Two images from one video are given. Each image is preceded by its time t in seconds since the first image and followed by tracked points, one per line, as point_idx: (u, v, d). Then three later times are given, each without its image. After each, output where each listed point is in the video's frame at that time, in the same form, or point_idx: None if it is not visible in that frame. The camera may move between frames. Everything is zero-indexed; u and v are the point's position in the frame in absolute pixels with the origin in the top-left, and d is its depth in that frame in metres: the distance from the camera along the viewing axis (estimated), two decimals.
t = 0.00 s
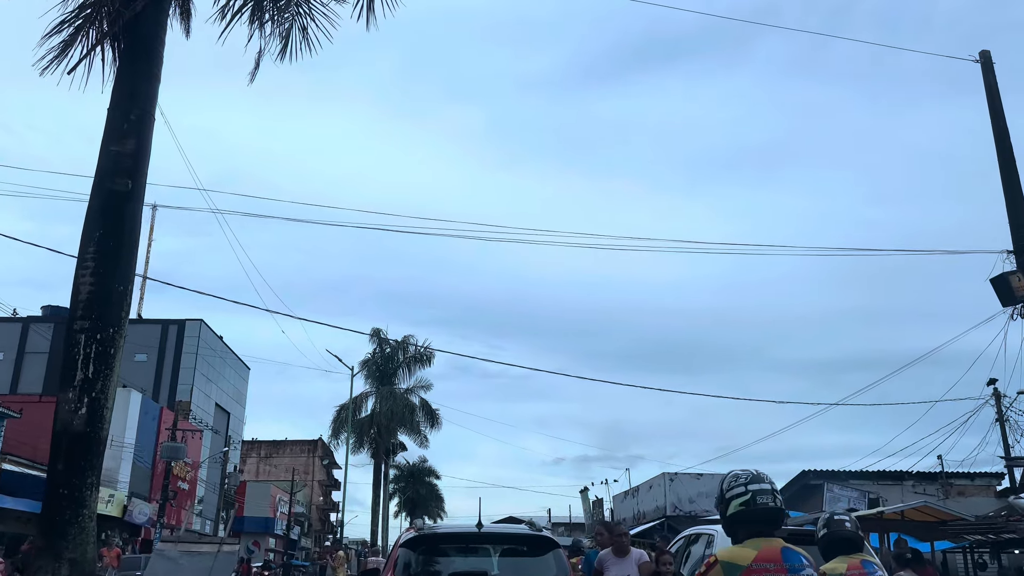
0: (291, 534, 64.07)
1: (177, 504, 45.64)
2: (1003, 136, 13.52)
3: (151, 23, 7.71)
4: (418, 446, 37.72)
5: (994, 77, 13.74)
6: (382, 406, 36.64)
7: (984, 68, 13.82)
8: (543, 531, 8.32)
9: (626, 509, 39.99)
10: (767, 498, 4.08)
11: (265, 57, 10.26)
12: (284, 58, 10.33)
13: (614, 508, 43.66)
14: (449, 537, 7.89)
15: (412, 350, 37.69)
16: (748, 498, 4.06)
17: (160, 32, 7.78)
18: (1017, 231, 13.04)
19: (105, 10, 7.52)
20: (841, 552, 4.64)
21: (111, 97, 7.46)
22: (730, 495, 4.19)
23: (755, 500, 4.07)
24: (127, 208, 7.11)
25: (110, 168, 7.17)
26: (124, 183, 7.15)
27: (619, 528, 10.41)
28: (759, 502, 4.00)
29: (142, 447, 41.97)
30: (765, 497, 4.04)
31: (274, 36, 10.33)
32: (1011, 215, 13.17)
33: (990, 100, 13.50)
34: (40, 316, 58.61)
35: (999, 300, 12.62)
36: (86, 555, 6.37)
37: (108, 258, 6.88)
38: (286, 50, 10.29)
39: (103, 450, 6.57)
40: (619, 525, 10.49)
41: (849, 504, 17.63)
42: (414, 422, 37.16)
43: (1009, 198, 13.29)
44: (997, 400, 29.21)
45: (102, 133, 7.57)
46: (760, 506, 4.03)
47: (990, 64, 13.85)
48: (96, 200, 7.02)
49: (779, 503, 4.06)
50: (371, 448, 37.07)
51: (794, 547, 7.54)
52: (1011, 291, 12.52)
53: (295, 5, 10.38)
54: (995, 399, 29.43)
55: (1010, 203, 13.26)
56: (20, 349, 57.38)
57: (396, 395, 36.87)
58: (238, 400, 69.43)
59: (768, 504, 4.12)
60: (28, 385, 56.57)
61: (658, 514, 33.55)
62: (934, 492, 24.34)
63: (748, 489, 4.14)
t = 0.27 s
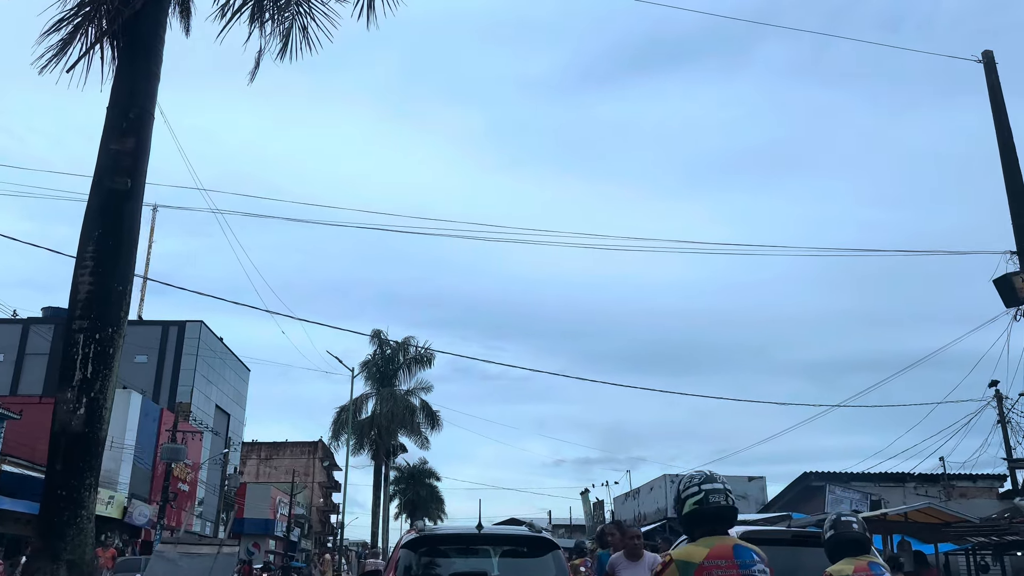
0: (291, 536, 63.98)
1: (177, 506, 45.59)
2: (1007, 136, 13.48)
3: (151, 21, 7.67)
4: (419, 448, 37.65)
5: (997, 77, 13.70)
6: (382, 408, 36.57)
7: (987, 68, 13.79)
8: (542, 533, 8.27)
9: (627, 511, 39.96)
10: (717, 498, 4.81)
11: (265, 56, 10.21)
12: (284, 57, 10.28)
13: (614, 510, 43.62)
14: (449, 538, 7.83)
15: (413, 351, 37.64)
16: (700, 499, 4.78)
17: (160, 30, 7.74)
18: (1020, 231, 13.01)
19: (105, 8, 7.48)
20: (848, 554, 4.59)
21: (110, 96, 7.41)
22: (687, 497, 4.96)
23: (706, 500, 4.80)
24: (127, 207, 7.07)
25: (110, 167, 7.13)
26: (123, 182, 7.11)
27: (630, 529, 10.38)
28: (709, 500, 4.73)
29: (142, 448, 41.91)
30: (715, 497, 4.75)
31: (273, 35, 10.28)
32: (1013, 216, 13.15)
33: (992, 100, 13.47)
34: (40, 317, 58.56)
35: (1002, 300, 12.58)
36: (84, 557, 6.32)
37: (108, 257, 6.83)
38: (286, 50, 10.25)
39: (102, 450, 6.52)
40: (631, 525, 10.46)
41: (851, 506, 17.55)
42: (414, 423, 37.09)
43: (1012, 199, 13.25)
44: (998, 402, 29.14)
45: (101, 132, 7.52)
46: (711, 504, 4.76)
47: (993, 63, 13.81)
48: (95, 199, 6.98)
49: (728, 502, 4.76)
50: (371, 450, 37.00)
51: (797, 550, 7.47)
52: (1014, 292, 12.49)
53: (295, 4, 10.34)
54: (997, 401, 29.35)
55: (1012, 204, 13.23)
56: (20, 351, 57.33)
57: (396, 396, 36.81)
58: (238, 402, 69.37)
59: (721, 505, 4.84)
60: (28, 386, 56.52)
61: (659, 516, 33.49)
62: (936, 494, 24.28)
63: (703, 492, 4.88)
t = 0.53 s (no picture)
0: (291, 537, 63.90)
1: (177, 507, 45.54)
2: (1010, 136, 13.43)
3: (150, 19, 7.63)
4: (419, 449, 37.59)
5: (999, 77, 13.66)
6: (383, 409, 36.52)
7: (989, 67, 13.75)
8: (541, 533, 8.22)
9: (627, 512, 39.93)
10: (686, 500, 5.19)
11: (264, 55, 10.15)
12: (283, 57, 10.22)
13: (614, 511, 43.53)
14: (449, 539, 7.78)
15: (413, 353, 37.60)
16: (671, 500, 5.15)
17: (159, 28, 7.69)
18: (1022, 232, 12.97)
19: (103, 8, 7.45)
20: (854, 555, 4.54)
21: (108, 94, 7.36)
22: (659, 502, 5.30)
23: (677, 501, 5.16)
24: (125, 206, 7.03)
25: (108, 166, 7.08)
26: (121, 181, 7.06)
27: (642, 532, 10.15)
28: (679, 500, 5.10)
29: (142, 450, 41.86)
30: (684, 498, 5.13)
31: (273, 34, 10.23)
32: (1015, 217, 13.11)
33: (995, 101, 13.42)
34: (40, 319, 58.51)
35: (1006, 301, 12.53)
36: (83, 559, 6.27)
37: (106, 256, 6.79)
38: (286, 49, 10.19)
39: (100, 452, 6.48)
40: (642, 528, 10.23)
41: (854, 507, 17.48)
42: (415, 424, 37.03)
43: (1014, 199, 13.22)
44: (1000, 403, 29.06)
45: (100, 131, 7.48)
46: (681, 504, 5.13)
47: (995, 63, 13.76)
48: (93, 197, 6.93)
49: (697, 503, 5.14)
50: (371, 451, 36.94)
51: (801, 551, 7.41)
52: (1018, 292, 12.43)
53: (295, 3, 10.29)
54: (999, 403, 29.26)
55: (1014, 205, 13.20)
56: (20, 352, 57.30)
57: (397, 397, 36.75)
58: (238, 403, 69.30)
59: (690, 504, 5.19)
60: (28, 387, 56.48)
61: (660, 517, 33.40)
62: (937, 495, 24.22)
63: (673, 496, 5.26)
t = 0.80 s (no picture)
0: (291, 539, 63.81)
1: (177, 509, 45.47)
2: (1012, 136, 13.37)
3: (148, 18, 7.59)
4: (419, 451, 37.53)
5: (1000, 76, 13.60)
6: (383, 411, 36.48)
7: (990, 66, 13.69)
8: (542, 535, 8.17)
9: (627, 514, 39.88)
10: (673, 506, 6.14)
11: (263, 56, 10.11)
12: (282, 57, 10.17)
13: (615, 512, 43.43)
14: (449, 541, 7.74)
15: (413, 354, 37.56)
16: (658, 506, 6.11)
17: (157, 28, 7.65)
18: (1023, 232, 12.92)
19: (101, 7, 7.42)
20: (859, 558, 4.49)
21: (107, 94, 7.32)
22: (649, 510, 6.26)
23: (663, 507, 6.12)
24: (123, 205, 6.98)
25: (106, 166, 7.04)
26: (119, 181, 7.01)
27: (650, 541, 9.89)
28: (665, 506, 6.04)
29: (142, 452, 41.81)
30: (671, 504, 6.04)
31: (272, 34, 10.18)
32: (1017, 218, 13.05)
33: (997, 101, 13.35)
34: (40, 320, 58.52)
35: (1008, 302, 12.49)
36: (80, 562, 6.22)
37: (105, 256, 6.75)
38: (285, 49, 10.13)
39: (98, 453, 6.44)
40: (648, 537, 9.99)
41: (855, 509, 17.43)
42: (415, 426, 36.98)
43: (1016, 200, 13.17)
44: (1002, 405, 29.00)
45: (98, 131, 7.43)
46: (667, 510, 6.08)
47: (997, 62, 13.71)
48: (91, 198, 6.88)
49: (682, 509, 6.03)
50: (371, 453, 36.89)
51: (803, 553, 7.36)
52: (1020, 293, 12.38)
53: (293, 3, 10.24)
54: (1000, 405, 29.20)
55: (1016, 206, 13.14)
56: (20, 354, 57.29)
57: (396, 399, 36.71)
58: (238, 405, 69.20)
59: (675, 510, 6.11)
60: (28, 390, 56.46)
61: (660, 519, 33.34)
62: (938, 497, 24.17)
63: (660, 504, 6.23)
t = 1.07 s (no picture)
0: (291, 542, 63.70)
1: (177, 512, 45.35)
2: (1013, 137, 13.34)
3: (146, 18, 7.55)
4: (419, 453, 37.45)
5: (1002, 77, 13.57)
6: (382, 413, 36.41)
7: (991, 67, 13.66)
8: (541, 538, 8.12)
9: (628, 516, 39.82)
10: (660, 509, 5.72)
11: (262, 56, 10.06)
12: (282, 57, 10.13)
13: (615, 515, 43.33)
14: (449, 544, 7.70)
15: (413, 356, 37.51)
16: (647, 510, 5.68)
17: (155, 27, 7.61)
18: None
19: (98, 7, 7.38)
20: (863, 561, 4.44)
21: (105, 93, 7.28)
22: (636, 512, 5.81)
23: (652, 510, 5.70)
24: (121, 206, 6.94)
25: (104, 166, 6.99)
26: (117, 182, 6.97)
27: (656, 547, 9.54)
28: (654, 510, 5.63)
29: (141, 454, 41.71)
30: (660, 507, 5.65)
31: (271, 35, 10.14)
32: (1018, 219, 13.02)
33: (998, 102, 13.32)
34: (39, 323, 58.47)
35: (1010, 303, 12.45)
36: (77, 565, 6.17)
37: (103, 256, 6.71)
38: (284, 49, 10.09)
39: (95, 455, 6.38)
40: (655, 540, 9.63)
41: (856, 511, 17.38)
42: (415, 428, 36.91)
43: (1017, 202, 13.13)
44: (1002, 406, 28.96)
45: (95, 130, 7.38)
46: (656, 513, 5.68)
47: (997, 63, 13.68)
48: (89, 199, 6.84)
49: (670, 512, 5.64)
50: (371, 455, 36.81)
51: (808, 555, 7.32)
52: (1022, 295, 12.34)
53: (293, 3, 10.20)
54: (1001, 406, 29.16)
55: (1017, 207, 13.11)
56: (19, 356, 57.23)
57: (396, 401, 36.65)
58: (237, 407, 69.09)
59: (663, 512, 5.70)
60: (27, 392, 56.38)
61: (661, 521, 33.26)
62: (940, 499, 24.11)
63: (649, 506, 5.77)
